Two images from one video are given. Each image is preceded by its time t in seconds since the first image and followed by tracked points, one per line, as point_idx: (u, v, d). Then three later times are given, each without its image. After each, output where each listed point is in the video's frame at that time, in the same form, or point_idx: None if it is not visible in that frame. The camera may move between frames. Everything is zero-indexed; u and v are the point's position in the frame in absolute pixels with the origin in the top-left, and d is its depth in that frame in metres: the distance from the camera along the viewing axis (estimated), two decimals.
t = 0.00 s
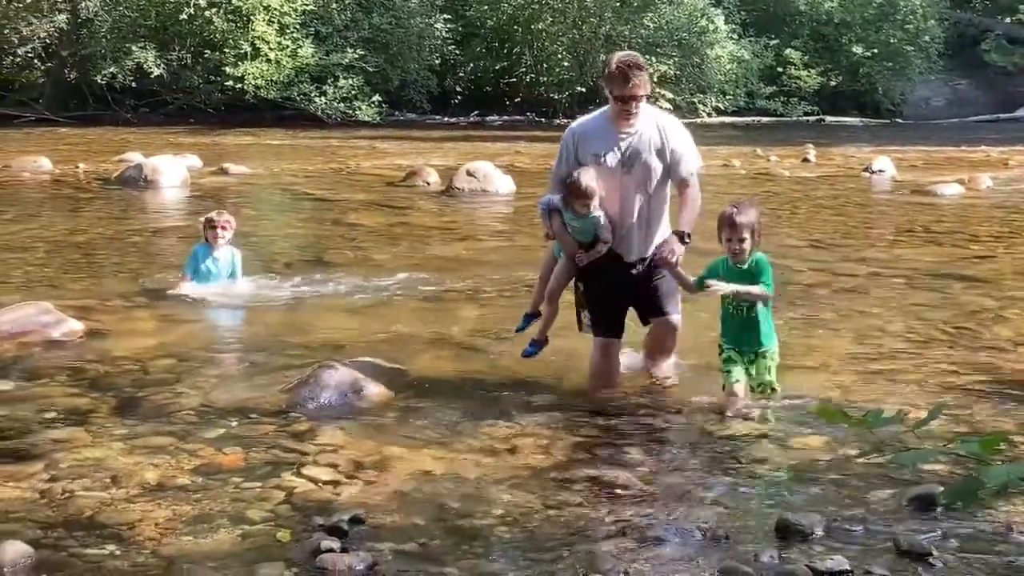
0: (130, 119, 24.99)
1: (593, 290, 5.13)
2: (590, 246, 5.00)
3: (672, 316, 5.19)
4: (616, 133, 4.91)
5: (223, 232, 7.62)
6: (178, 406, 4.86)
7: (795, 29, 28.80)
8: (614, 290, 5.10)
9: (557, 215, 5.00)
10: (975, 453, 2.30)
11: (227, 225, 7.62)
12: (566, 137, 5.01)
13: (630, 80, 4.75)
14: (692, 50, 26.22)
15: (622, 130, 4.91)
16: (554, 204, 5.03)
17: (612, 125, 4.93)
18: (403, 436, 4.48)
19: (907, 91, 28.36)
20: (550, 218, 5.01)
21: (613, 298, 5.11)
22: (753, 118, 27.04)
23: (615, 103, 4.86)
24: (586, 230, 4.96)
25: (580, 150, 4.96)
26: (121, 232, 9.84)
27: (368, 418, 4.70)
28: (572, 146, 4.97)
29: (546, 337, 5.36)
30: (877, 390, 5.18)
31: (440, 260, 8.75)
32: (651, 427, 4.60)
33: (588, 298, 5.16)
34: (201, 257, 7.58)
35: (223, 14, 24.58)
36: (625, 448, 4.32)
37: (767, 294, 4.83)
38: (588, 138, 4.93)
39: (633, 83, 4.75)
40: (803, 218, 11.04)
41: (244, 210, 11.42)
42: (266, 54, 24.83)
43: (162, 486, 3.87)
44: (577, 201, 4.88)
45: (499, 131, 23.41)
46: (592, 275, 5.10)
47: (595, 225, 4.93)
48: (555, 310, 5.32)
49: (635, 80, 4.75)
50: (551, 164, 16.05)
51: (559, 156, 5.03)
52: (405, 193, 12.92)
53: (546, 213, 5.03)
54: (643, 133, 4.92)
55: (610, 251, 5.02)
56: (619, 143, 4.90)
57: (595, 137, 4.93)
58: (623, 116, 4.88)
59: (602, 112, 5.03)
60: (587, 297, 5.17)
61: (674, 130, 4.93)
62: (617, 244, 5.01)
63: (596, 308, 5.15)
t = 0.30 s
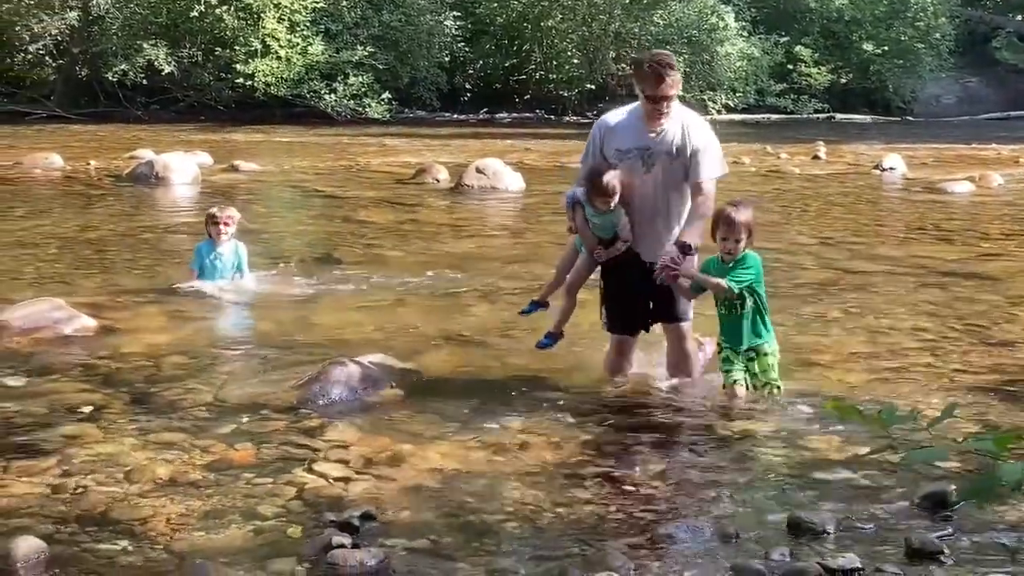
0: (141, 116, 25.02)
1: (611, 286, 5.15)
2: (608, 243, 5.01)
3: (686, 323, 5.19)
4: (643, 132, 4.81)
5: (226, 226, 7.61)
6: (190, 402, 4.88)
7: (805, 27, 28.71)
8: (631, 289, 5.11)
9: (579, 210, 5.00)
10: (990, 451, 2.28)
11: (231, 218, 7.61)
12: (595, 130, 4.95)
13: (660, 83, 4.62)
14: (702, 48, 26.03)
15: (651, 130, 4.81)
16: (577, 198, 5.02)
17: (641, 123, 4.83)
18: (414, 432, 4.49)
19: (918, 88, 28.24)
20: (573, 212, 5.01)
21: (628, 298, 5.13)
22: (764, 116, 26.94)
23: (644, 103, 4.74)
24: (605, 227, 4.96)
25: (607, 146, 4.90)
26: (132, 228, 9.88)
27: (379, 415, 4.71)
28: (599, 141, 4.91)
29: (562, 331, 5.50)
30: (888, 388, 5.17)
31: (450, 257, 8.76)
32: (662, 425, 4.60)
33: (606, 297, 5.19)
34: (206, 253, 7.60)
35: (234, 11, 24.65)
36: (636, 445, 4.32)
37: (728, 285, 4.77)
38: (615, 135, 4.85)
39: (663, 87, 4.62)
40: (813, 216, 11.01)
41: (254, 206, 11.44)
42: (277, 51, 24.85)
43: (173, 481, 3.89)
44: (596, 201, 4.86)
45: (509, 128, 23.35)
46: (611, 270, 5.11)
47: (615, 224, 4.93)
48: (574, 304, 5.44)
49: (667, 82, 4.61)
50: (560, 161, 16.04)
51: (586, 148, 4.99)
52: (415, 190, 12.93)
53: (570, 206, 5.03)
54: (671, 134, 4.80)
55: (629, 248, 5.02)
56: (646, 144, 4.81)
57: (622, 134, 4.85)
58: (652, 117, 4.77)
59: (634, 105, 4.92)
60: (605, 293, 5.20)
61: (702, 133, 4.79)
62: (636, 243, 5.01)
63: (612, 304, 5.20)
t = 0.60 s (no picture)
0: (149, 114, 25.06)
1: (626, 282, 5.14)
2: (623, 240, 5.00)
3: (699, 321, 5.06)
4: (659, 129, 4.79)
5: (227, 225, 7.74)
6: (197, 399, 4.88)
7: (813, 25, 28.65)
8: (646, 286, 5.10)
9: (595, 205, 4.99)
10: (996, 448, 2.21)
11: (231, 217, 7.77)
12: (613, 125, 4.93)
13: (674, 82, 4.59)
14: (709, 45, 26.00)
15: (666, 127, 4.78)
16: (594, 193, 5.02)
17: (657, 120, 4.80)
18: (422, 430, 4.49)
19: (926, 86, 28.19)
20: (590, 207, 5.02)
21: (643, 295, 5.12)
22: (772, 114, 26.89)
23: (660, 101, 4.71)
24: (619, 224, 4.96)
25: (623, 142, 4.88)
26: (140, 226, 9.89)
27: (386, 412, 4.70)
28: (616, 136, 4.90)
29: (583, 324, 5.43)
30: (897, 386, 5.15)
31: (458, 254, 8.75)
32: (671, 423, 4.59)
33: (622, 293, 5.18)
34: (211, 250, 7.59)
35: (242, 8, 24.71)
36: (644, 443, 4.31)
37: (725, 288, 4.68)
38: (631, 131, 4.84)
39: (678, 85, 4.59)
40: (821, 214, 10.98)
41: (262, 204, 11.45)
42: (284, 49, 24.88)
43: (182, 478, 3.89)
44: (609, 199, 4.86)
45: (516, 126, 23.32)
46: (626, 266, 5.11)
47: (629, 221, 4.92)
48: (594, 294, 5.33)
49: (682, 81, 4.58)
50: (568, 159, 16.02)
51: (604, 142, 4.98)
52: (422, 188, 12.93)
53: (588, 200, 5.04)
54: (686, 133, 4.77)
55: (643, 245, 5.01)
56: (661, 140, 4.80)
57: (638, 131, 4.83)
58: (668, 114, 4.74)
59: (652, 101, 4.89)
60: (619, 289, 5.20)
61: (717, 132, 4.76)
62: (651, 239, 5.00)
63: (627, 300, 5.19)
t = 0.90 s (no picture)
0: (155, 112, 25.09)
1: (630, 280, 5.14)
2: (625, 237, 4.99)
3: (700, 321, 5.13)
4: (662, 126, 4.79)
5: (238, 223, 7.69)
6: (203, 398, 4.88)
7: (819, 23, 28.58)
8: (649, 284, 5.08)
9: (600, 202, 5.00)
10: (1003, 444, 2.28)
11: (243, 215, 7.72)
12: (619, 122, 4.94)
13: (674, 78, 4.58)
14: (715, 44, 25.96)
15: (669, 123, 4.77)
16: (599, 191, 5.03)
17: (661, 116, 4.80)
18: (427, 427, 4.49)
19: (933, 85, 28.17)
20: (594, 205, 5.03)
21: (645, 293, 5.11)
22: (777, 113, 26.86)
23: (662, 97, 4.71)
24: (622, 222, 4.95)
25: (627, 139, 4.89)
26: (146, 224, 9.90)
27: (391, 411, 4.70)
28: (621, 133, 4.91)
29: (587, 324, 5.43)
30: (903, 385, 5.13)
31: (464, 253, 8.75)
32: (676, 421, 4.58)
33: (626, 291, 5.17)
34: (220, 250, 7.58)
35: (248, 6, 24.76)
36: (651, 441, 4.31)
37: (727, 287, 4.70)
38: (635, 128, 4.84)
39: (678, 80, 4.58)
40: (827, 212, 10.96)
41: (267, 202, 11.46)
42: (290, 48, 24.92)
43: (187, 476, 3.90)
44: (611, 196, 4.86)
45: (522, 124, 23.31)
46: (631, 264, 5.10)
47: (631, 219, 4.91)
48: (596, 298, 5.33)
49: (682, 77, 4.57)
50: (574, 158, 16.02)
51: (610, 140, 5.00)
52: (427, 187, 12.93)
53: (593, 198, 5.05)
54: (690, 129, 4.75)
55: (646, 243, 5.00)
56: (664, 136, 4.79)
57: (642, 128, 4.84)
58: (670, 111, 4.73)
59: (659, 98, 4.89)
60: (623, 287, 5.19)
61: (721, 129, 4.72)
62: (653, 237, 4.99)
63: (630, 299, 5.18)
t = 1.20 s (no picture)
0: (158, 111, 25.09)
1: (629, 279, 5.13)
2: (624, 236, 4.99)
3: (699, 320, 5.11)
4: (658, 123, 4.79)
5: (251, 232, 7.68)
6: (205, 396, 4.88)
7: (822, 22, 28.50)
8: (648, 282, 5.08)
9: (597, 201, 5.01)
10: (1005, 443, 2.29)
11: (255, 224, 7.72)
12: (617, 120, 4.95)
13: (668, 75, 4.57)
14: (718, 43, 25.90)
15: (665, 121, 4.77)
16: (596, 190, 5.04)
17: (658, 113, 4.79)
18: (429, 426, 4.49)
19: (936, 84, 28.17)
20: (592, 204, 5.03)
21: (644, 291, 5.10)
22: (780, 112, 26.84)
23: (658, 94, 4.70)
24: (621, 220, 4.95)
25: (625, 138, 4.89)
26: (147, 222, 9.90)
27: (393, 409, 4.71)
28: (618, 131, 4.91)
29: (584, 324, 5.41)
30: (905, 385, 5.12)
31: (465, 252, 8.74)
32: (679, 420, 4.58)
33: (625, 289, 5.17)
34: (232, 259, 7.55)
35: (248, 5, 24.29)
36: (652, 439, 4.31)
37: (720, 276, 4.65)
38: (632, 127, 4.84)
39: (672, 78, 4.57)
40: (830, 211, 10.95)
41: (269, 201, 11.45)
42: (293, 46, 24.79)
43: (189, 474, 3.90)
44: (609, 194, 4.86)
45: (524, 124, 23.31)
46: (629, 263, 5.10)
47: (629, 217, 4.91)
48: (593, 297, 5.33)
49: (677, 74, 4.56)
50: (576, 156, 16.00)
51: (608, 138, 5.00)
52: (429, 185, 12.92)
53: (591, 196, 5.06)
54: (686, 126, 4.74)
55: (644, 241, 5.00)
56: (659, 134, 4.78)
57: (638, 126, 4.84)
58: (666, 108, 4.72)
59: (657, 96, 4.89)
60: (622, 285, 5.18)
61: (717, 125, 4.70)
62: (651, 235, 4.98)
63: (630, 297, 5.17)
